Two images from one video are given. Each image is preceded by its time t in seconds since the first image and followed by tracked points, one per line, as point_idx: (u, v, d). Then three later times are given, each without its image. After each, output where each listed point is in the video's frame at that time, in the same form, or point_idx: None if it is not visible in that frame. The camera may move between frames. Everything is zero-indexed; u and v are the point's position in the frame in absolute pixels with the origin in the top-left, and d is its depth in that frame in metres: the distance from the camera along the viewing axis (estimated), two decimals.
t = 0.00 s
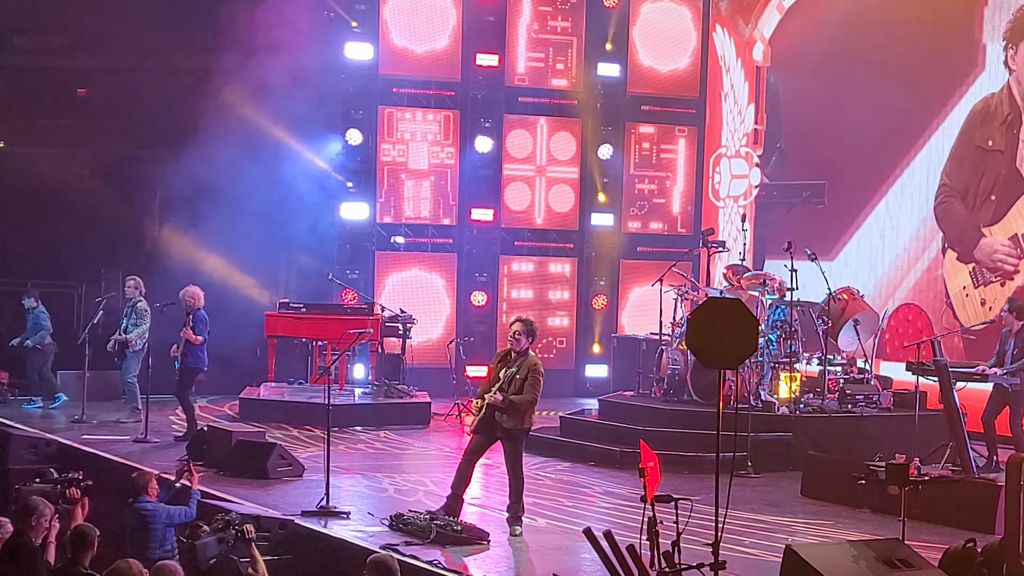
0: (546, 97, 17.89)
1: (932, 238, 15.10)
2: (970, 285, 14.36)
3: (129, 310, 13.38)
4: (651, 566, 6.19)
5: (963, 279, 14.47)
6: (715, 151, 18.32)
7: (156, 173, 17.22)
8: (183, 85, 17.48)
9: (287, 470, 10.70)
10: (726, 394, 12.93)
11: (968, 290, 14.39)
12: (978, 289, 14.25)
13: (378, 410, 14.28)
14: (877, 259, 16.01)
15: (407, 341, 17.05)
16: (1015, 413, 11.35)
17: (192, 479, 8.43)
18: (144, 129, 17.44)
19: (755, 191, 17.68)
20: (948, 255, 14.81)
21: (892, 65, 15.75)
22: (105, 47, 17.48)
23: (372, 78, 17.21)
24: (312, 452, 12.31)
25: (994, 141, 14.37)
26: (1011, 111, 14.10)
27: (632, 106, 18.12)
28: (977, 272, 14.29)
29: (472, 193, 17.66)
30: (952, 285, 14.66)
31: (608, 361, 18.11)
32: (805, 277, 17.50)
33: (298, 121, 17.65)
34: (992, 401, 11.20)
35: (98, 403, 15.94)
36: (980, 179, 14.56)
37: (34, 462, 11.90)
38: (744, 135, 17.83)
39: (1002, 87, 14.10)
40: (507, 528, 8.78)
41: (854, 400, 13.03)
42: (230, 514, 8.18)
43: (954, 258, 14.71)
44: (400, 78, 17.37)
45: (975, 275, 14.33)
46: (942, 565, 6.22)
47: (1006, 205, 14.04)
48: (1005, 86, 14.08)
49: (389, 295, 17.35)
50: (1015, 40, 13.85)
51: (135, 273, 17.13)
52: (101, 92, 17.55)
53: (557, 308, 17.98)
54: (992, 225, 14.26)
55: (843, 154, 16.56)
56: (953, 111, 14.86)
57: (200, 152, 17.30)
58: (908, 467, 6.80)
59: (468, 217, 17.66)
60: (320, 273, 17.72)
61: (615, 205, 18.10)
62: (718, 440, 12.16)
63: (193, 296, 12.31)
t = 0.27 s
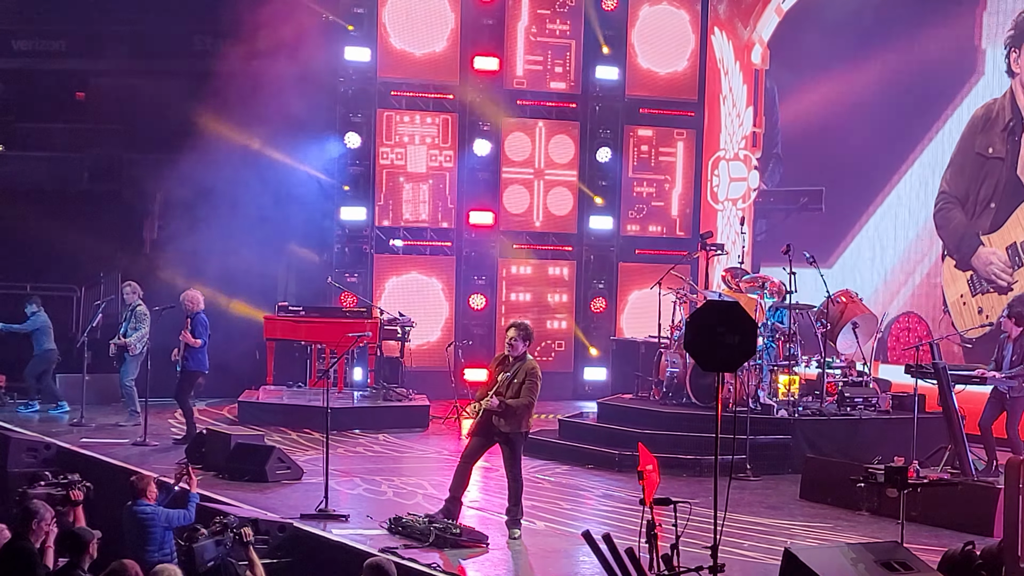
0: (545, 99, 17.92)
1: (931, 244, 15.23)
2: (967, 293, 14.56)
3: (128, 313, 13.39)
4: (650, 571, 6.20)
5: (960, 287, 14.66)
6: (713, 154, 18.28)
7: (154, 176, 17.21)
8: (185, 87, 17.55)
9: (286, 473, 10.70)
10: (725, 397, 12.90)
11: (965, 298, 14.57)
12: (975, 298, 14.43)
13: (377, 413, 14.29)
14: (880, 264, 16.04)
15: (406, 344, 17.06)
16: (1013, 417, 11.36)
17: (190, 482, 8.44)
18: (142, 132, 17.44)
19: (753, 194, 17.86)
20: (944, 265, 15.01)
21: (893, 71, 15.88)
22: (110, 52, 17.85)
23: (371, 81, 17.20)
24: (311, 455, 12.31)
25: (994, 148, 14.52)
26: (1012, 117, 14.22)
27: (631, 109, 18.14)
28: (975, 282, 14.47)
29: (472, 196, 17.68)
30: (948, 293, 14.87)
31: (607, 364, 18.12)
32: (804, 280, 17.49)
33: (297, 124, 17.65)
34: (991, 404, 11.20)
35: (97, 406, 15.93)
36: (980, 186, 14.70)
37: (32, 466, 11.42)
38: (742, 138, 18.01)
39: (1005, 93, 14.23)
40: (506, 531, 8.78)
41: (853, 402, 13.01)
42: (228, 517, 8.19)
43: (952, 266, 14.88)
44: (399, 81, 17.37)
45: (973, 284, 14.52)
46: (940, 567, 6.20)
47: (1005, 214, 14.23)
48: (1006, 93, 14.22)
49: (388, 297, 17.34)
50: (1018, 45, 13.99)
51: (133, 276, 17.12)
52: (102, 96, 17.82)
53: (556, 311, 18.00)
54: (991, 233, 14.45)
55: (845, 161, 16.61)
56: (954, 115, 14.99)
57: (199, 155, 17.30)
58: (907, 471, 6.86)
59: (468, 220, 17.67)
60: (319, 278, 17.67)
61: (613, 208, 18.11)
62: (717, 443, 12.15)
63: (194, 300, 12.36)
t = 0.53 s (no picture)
0: (544, 102, 17.92)
1: (931, 249, 15.16)
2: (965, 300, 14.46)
3: (128, 316, 13.40)
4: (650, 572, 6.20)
5: (959, 294, 14.55)
6: (714, 155, 18.41)
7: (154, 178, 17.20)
8: (187, 89, 17.68)
9: (286, 476, 10.70)
10: (725, 398, 12.93)
11: (963, 306, 14.48)
12: (974, 306, 14.33)
13: (378, 415, 14.29)
14: (879, 268, 16.00)
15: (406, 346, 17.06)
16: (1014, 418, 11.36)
17: (191, 484, 8.44)
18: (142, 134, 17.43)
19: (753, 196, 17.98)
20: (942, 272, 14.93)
21: (890, 72, 15.80)
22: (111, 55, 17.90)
23: (370, 82, 17.21)
24: (311, 457, 12.30)
25: (994, 156, 14.37)
26: (1011, 125, 14.10)
27: (630, 111, 18.16)
28: (974, 289, 14.35)
29: (472, 198, 17.68)
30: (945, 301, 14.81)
31: (607, 365, 18.14)
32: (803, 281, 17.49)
33: (296, 126, 17.65)
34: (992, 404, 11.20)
35: (97, 409, 15.92)
36: (979, 195, 14.55)
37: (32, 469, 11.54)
38: (742, 139, 18.06)
39: (1005, 99, 14.11)
40: (506, 533, 8.77)
41: (853, 403, 13.01)
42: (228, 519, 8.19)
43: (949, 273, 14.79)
44: (398, 82, 17.38)
45: (971, 291, 14.40)
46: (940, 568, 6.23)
47: (1003, 222, 14.10)
48: (1006, 100, 14.10)
49: (388, 299, 17.33)
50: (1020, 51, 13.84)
51: (133, 278, 17.11)
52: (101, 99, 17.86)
53: (556, 313, 18.01)
54: (989, 241, 14.30)
55: (842, 162, 16.60)
56: (953, 120, 14.90)
57: (198, 157, 17.29)
58: (907, 472, 6.82)
59: (467, 222, 17.68)
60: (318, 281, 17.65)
61: (613, 210, 18.11)
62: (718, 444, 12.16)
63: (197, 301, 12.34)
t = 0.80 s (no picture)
0: (545, 105, 17.94)
1: (929, 256, 15.17)
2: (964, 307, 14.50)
3: (130, 319, 13.43)
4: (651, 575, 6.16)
5: (957, 302, 14.59)
6: (714, 158, 18.26)
7: (155, 182, 17.22)
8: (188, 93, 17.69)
9: (287, 479, 10.71)
10: (726, 401, 12.93)
11: (962, 314, 14.52)
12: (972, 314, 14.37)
13: (379, 418, 14.30)
14: (880, 271, 15.97)
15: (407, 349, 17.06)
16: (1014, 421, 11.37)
17: (193, 488, 8.46)
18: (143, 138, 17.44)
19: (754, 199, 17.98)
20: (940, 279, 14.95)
21: (892, 75, 15.81)
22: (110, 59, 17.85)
23: (371, 86, 17.26)
24: (313, 460, 12.31)
25: (992, 163, 14.45)
26: (1010, 132, 14.19)
27: (630, 114, 18.16)
28: (972, 297, 14.41)
29: (474, 201, 17.69)
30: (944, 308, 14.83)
31: (608, 368, 18.14)
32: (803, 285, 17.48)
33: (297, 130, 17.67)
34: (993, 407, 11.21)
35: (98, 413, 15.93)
36: (977, 202, 14.60)
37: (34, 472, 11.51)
38: (743, 142, 18.00)
39: (1003, 105, 14.20)
40: (508, 536, 8.77)
41: (854, 406, 13.01)
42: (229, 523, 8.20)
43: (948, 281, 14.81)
44: (399, 86, 17.42)
45: (969, 299, 14.45)
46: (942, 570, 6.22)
47: (1002, 229, 14.16)
48: (1005, 105, 14.17)
49: (390, 303, 17.36)
50: (1021, 57, 13.91)
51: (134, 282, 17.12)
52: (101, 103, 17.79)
53: (557, 316, 18.01)
54: (988, 248, 14.37)
55: (843, 165, 16.66)
56: (952, 124, 14.94)
57: (199, 160, 17.30)
58: (908, 474, 6.79)
59: (468, 225, 17.69)
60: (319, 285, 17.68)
61: (614, 212, 18.10)
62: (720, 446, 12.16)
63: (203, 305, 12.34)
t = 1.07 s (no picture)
0: (551, 107, 17.95)
1: (933, 260, 15.14)
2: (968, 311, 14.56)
3: (137, 321, 13.48)
4: None
5: (961, 306, 14.65)
6: (720, 159, 18.19)
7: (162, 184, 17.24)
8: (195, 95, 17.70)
9: (295, 481, 10.72)
10: (734, 401, 12.92)
11: (966, 317, 14.58)
12: (976, 317, 14.44)
13: (386, 420, 14.31)
14: (882, 276, 15.86)
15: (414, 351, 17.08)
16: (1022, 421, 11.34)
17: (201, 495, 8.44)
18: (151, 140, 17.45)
19: (760, 200, 17.58)
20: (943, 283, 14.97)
21: (899, 74, 15.73)
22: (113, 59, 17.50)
23: (377, 87, 17.35)
24: (320, 462, 12.33)
25: (996, 163, 14.54)
26: (1013, 131, 14.29)
27: (635, 115, 18.18)
28: (976, 300, 14.50)
29: (480, 203, 17.70)
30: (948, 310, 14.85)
31: (614, 369, 18.13)
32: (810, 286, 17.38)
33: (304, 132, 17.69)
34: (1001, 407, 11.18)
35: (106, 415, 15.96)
36: (983, 203, 14.69)
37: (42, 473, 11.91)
38: (749, 143, 17.73)
39: (1006, 105, 14.27)
40: (516, 538, 8.78)
41: (860, 407, 13.22)
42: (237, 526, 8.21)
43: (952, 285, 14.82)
44: (404, 88, 17.50)
45: (974, 302, 14.54)
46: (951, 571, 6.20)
47: (1006, 231, 14.26)
48: (1009, 104, 14.25)
49: (396, 305, 17.40)
50: (1021, 57, 13.99)
51: (142, 284, 17.15)
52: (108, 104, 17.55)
53: (563, 318, 18.00)
54: (991, 251, 14.46)
55: (846, 165, 16.39)
56: (957, 124, 14.97)
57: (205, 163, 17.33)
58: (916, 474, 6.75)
59: (474, 227, 17.70)
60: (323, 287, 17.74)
61: (620, 214, 18.16)
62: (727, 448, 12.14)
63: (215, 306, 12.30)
